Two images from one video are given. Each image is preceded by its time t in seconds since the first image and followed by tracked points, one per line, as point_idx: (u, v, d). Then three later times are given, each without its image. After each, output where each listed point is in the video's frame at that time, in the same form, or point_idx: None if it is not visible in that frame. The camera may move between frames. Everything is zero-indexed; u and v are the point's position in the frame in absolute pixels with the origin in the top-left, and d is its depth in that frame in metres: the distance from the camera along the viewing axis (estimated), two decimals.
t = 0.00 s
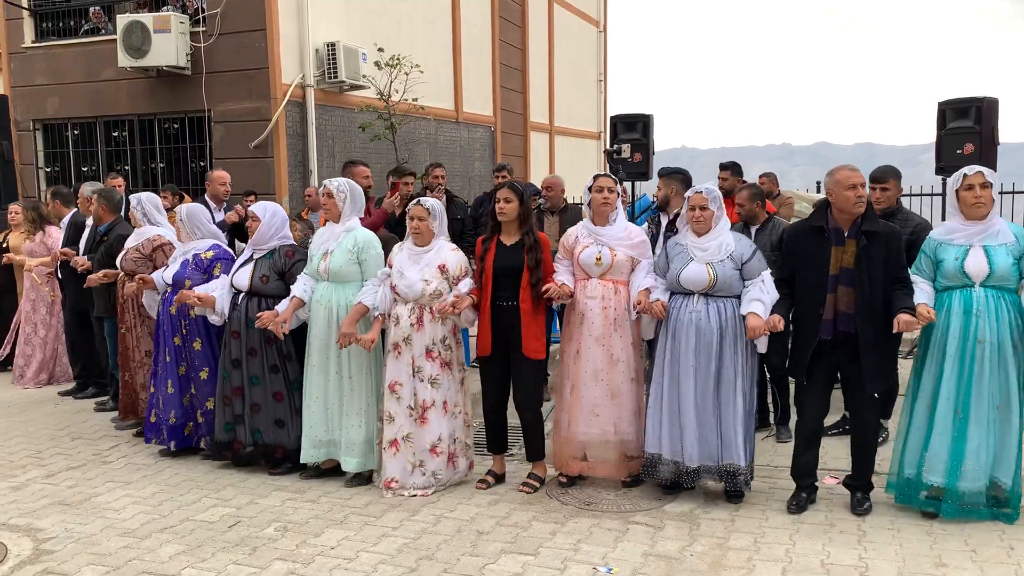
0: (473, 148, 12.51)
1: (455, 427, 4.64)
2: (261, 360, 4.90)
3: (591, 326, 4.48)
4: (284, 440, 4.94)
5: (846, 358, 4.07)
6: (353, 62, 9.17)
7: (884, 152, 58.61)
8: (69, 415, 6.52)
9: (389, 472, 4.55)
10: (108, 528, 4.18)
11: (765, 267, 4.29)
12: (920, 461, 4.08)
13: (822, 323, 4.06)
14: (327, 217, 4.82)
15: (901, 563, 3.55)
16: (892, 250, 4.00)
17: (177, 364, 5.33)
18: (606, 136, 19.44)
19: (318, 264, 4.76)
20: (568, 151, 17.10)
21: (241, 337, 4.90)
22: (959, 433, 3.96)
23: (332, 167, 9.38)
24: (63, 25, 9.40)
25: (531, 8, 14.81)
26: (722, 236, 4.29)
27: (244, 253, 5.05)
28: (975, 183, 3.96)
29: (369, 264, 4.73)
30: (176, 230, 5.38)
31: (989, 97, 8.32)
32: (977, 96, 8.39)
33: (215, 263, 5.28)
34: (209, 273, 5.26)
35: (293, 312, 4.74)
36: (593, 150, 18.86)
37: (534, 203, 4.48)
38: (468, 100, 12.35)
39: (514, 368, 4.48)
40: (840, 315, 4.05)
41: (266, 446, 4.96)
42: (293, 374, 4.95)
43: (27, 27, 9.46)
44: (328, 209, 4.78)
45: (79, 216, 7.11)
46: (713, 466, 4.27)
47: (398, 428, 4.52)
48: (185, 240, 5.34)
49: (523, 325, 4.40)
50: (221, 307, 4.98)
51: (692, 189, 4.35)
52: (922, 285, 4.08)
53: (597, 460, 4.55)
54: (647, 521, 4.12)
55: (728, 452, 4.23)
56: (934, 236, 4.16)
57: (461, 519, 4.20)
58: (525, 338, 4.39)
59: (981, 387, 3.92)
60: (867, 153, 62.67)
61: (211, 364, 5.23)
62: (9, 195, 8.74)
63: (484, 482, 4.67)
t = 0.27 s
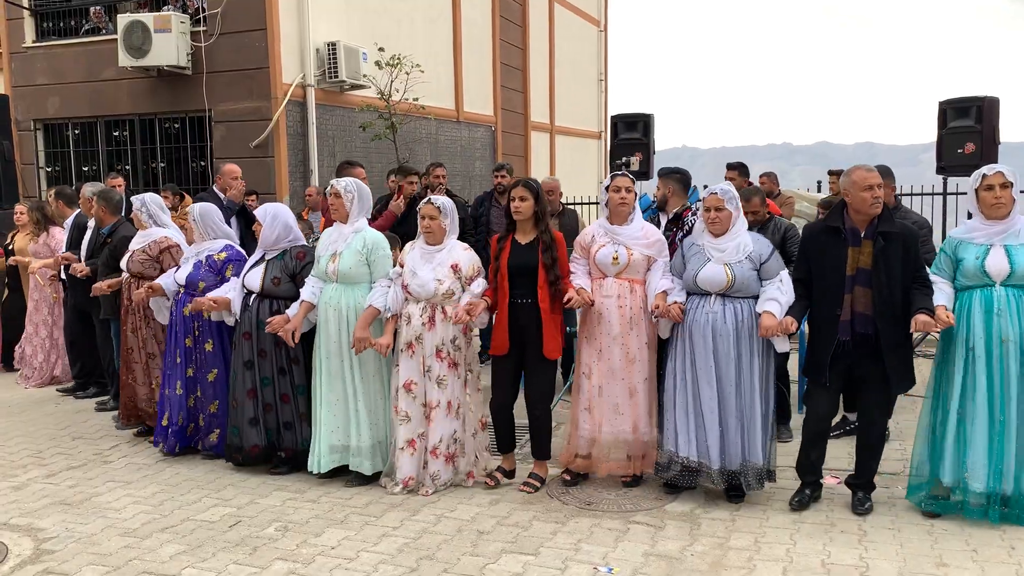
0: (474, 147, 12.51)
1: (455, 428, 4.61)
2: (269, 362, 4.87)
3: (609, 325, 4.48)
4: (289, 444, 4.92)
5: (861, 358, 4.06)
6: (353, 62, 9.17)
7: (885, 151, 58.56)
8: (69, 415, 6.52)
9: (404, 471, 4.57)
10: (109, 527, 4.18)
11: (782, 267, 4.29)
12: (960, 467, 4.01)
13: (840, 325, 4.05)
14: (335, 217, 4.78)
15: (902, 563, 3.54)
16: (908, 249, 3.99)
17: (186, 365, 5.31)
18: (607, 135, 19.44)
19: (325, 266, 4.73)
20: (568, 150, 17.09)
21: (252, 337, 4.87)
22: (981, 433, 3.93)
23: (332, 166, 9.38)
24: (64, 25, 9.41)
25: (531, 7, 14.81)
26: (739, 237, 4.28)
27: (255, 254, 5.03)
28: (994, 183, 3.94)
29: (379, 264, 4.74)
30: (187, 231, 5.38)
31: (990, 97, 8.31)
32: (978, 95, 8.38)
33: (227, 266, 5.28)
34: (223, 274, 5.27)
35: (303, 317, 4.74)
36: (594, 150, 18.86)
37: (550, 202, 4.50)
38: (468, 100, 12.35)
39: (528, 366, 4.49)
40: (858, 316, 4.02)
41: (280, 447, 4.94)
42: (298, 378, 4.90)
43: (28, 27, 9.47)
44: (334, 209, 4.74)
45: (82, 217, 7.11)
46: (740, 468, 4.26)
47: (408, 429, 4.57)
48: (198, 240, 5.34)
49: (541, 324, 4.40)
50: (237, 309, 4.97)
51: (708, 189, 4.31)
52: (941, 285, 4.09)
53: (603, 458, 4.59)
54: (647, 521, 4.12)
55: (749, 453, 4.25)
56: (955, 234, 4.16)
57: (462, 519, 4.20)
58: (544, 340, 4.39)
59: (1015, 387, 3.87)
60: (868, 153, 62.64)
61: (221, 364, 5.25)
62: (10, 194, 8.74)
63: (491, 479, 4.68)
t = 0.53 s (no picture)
0: (475, 147, 12.50)
1: (458, 427, 4.61)
2: (269, 363, 4.85)
3: (613, 323, 4.48)
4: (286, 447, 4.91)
5: (866, 356, 4.04)
6: (353, 61, 9.17)
7: (886, 150, 58.50)
8: (70, 415, 6.52)
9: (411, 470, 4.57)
10: (110, 527, 4.18)
11: (789, 265, 4.27)
12: (983, 468, 3.98)
13: (846, 322, 4.04)
14: (337, 216, 4.78)
15: (904, 562, 3.54)
16: (914, 247, 3.96)
17: (192, 366, 5.29)
18: (607, 134, 19.44)
19: (328, 264, 4.74)
20: (568, 150, 17.08)
21: (255, 337, 4.87)
22: (994, 430, 3.95)
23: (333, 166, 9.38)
24: (64, 25, 9.41)
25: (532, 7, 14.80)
26: (746, 236, 4.26)
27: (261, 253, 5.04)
28: (1001, 180, 3.95)
29: (380, 263, 4.76)
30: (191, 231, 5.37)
31: (990, 96, 8.30)
32: (978, 94, 8.37)
33: (233, 264, 5.25)
34: (229, 274, 5.24)
35: (299, 313, 4.70)
36: (594, 149, 18.84)
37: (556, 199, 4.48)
38: (468, 100, 12.34)
39: (531, 365, 4.48)
40: (864, 313, 4.01)
41: (275, 452, 4.89)
42: (295, 379, 4.86)
43: (28, 27, 9.47)
44: (336, 208, 4.75)
45: (83, 218, 7.11)
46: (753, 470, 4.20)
47: (412, 428, 4.56)
48: (202, 240, 5.34)
49: (546, 323, 4.39)
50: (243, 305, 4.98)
51: (713, 187, 4.30)
52: (949, 279, 4.09)
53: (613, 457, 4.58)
54: (648, 520, 4.12)
55: (761, 453, 4.19)
56: (963, 230, 4.17)
57: (463, 518, 4.20)
58: (548, 338, 4.38)
59: None
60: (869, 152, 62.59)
61: (225, 365, 5.22)
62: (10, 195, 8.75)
63: (509, 483, 4.63)
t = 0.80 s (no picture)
0: (475, 147, 12.50)
1: (459, 428, 4.61)
2: (264, 365, 4.82)
3: (611, 322, 4.48)
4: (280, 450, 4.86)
5: (865, 355, 4.04)
6: (353, 63, 9.17)
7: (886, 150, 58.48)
8: (72, 416, 6.52)
9: (410, 472, 4.57)
10: (112, 529, 4.18)
11: (789, 265, 4.29)
12: (977, 462, 4.00)
13: (845, 321, 4.03)
14: (336, 216, 4.79)
15: (905, 561, 3.54)
16: (912, 245, 3.98)
17: (194, 369, 5.30)
18: (607, 135, 19.45)
19: (328, 265, 4.74)
20: (568, 150, 17.08)
21: (252, 337, 4.85)
22: (992, 429, 3.94)
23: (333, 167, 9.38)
24: (64, 26, 9.41)
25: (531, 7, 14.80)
26: (746, 235, 4.27)
27: (260, 255, 5.04)
28: (998, 178, 3.95)
29: (380, 264, 4.76)
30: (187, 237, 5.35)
31: (991, 94, 8.29)
32: (979, 92, 8.36)
33: (233, 266, 5.24)
34: (228, 274, 5.24)
35: (304, 314, 4.73)
36: (594, 149, 18.85)
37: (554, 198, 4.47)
38: (468, 100, 12.34)
39: (531, 365, 4.47)
40: (863, 312, 4.00)
41: (262, 459, 4.85)
42: (293, 380, 4.86)
43: (28, 29, 9.48)
44: (335, 208, 4.75)
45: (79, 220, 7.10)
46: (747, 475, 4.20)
47: (412, 429, 4.56)
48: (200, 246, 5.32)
49: (542, 324, 4.40)
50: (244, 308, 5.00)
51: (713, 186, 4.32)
52: (948, 277, 4.06)
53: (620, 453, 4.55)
54: (650, 520, 4.12)
55: (759, 455, 4.18)
56: (961, 228, 4.15)
57: (464, 519, 4.20)
58: (544, 337, 4.39)
59: None
60: (869, 151, 62.57)
61: (226, 367, 5.22)
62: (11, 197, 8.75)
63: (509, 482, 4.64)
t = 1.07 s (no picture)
0: (474, 148, 12.51)
1: (456, 429, 4.62)
2: (264, 366, 4.85)
3: (601, 324, 4.50)
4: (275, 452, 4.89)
5: (855, 355, 4.07)
6: (352, 64, 9.18)
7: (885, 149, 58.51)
8: (72, 419, 6.52)
9: (406, 473, 4.56)
10: (112, 531, 4.18)
11: (778, 267, 4.24)
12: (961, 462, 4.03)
13: (835, 320, 4.07)
14: (330, 218, 4.80)
15: (906, 560, 3.54)
16: (899, 244, 3.99)
17: (192, 373, 5.24)
18: (607, 135, 19.46)
19: (322, 267, 4.75)
20: (568, 150, 17.09)
21: (250, 339, 4.90)
22: (976, 429, 3.97)
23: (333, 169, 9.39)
24: (64, 29, 9.41)
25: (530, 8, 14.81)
26: (736, 238, 4.24)
27: (252, 259, 5.04)
28: (987, 178, 3.95)
29: (373, 266, 4.74)
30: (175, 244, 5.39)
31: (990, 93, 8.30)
32: (978, 91, 8.37)
33: (221, 267, 5.21)
34: (219, 276, 5.22)
35: (293, 311, 4.72)
36: (594, 150, 18.86)
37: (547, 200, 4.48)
38: (468, 101, 12.34)
39: (525, 367, 4.49)
40: (853, 312, 4.03)
41: (258, 460, 4.90)
42: (293, 381, 4.89)
43: (27, 31, 9.48)
44: (329, 211, 4.76)
45: (74, 221, 7.19)
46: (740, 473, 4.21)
47: (407, 429, 4.55)
48: (190, 251, 5.36)
49: (536, 325, 4.39)
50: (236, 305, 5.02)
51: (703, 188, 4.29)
52: (934, 277, 4.08)
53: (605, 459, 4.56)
54: (650, 520, 4.12)
55: (752, 454, 4.19)
56: (950, 228, 4.14)
57: (464, 519, 4.21)
58: (539, 337, 4.39)
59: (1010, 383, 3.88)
60: (868, 151, 62.60)
61: (228, 368, 5.29)
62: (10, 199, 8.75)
63: (486, 479, 4.68)
